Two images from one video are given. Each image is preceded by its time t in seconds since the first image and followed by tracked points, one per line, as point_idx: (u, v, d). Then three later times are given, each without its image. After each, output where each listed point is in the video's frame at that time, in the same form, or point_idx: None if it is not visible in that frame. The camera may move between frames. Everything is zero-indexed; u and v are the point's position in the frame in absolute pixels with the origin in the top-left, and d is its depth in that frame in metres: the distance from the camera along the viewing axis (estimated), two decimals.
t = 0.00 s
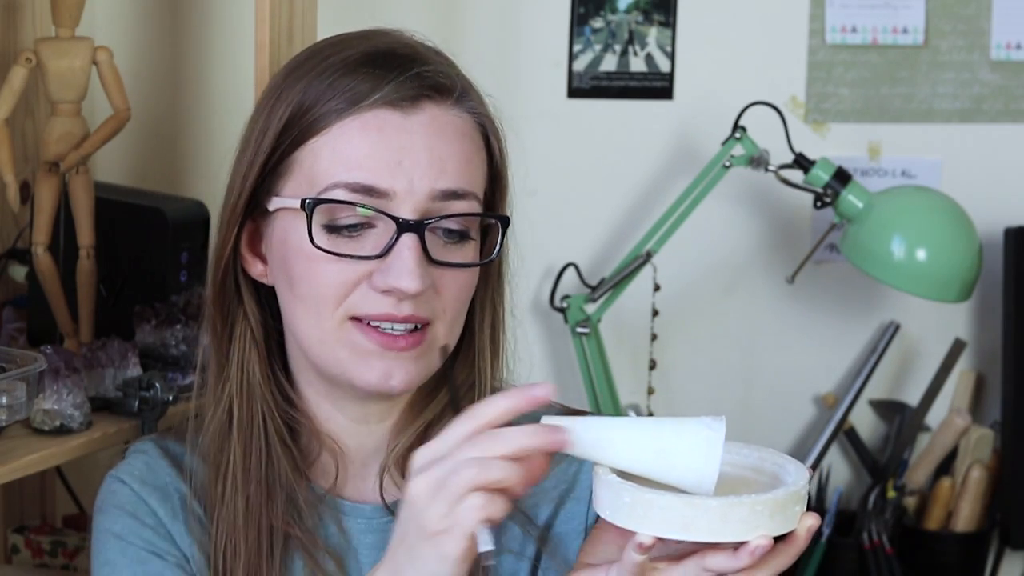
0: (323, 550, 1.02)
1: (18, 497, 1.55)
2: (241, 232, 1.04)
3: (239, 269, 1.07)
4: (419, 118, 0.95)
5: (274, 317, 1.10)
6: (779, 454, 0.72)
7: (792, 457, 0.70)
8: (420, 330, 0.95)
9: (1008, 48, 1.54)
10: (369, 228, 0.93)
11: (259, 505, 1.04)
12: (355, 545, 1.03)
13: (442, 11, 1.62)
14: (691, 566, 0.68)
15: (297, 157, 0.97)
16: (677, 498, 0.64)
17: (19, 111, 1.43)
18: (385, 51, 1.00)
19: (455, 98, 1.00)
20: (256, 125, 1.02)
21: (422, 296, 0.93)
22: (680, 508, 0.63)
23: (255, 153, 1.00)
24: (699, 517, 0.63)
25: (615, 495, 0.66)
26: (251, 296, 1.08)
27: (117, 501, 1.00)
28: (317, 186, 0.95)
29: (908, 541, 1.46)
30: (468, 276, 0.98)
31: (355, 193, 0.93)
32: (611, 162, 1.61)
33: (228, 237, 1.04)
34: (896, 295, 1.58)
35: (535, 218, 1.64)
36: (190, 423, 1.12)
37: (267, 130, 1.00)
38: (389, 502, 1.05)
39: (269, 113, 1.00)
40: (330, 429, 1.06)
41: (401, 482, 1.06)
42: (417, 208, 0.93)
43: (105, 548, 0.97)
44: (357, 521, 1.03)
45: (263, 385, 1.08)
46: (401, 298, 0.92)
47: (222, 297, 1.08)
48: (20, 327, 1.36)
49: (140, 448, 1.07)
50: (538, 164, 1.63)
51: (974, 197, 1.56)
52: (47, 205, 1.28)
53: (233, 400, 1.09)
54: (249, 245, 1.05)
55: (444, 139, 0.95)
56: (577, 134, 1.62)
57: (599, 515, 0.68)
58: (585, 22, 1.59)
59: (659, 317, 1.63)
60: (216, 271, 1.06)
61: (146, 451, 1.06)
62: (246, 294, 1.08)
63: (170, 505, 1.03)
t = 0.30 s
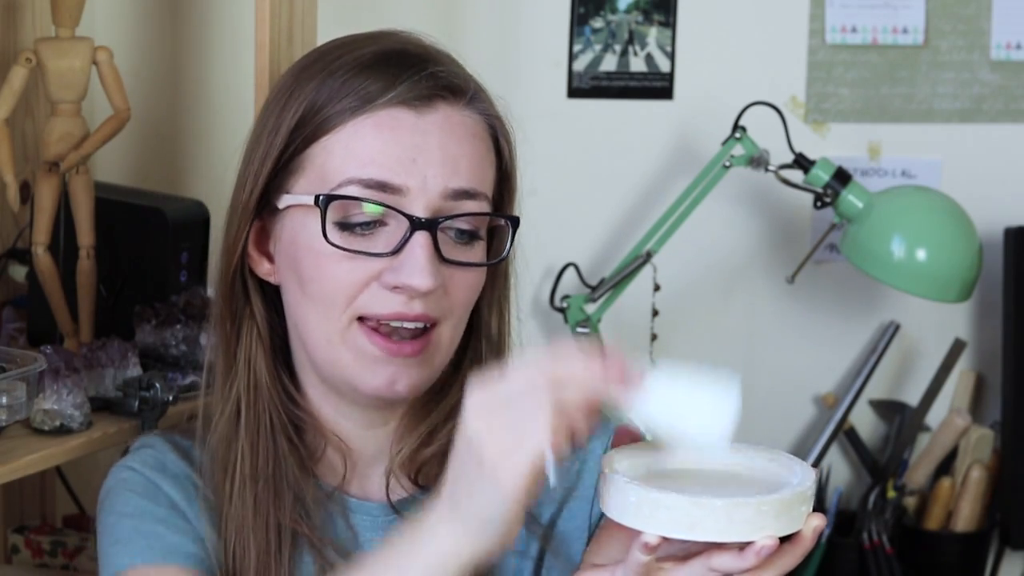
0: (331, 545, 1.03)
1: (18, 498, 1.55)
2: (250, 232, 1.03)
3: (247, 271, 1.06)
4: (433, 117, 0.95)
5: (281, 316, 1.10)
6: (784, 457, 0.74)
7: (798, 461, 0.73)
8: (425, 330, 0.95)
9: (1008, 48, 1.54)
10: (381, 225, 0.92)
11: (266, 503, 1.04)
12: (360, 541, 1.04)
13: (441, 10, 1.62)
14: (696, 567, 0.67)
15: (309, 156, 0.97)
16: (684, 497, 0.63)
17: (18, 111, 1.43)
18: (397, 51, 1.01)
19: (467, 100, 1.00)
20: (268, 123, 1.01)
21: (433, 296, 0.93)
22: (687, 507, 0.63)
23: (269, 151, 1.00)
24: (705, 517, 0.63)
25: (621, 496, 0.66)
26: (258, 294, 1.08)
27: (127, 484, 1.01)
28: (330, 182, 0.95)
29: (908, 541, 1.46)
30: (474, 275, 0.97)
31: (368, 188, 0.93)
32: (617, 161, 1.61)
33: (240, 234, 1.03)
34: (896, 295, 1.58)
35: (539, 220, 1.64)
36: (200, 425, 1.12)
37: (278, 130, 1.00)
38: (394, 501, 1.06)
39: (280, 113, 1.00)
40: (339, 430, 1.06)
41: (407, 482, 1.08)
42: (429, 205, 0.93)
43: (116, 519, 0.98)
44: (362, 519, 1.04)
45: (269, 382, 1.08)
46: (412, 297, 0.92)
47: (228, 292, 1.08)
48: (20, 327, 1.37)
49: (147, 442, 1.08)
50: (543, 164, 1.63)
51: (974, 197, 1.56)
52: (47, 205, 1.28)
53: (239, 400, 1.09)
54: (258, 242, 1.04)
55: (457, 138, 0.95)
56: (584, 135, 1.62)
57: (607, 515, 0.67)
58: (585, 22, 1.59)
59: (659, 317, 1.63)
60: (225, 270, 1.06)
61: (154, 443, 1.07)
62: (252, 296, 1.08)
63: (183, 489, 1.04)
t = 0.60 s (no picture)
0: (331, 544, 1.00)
1: (17, 498, 1.55)
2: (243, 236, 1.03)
3: (242, 271, 1.06)
4: (425, 121, 0.94)
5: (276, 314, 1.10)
6: (777, 451, 0.71)
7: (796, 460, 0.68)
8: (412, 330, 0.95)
9: (1008, 48, 1.54)
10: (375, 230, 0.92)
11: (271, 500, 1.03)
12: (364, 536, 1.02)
13: (441, 10, 1.62)
14: (696, 567, 0.65)
15: (301, 160, 0.97)
16: (682, 499, 0.61)
17: (19, 111, 1.43)
18: (390, 54, 1.00)
19: (459, 101, 0.99)
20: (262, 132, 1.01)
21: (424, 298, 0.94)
22: (686, 509, 0.61)
23: (263, 158, 0.99)
24: (706, 519, 0.61)
25: (619, 498, 0.64)
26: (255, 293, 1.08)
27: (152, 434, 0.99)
28: (323, 188, 0.94)
29: (908, 541, 1.46)
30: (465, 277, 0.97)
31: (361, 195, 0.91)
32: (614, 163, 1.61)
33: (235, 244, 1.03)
34: (896, 295, 1.58)
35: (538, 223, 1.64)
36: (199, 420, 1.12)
37: (271, 133, 1.00)
38: (394, 495, 1.04)
39: (274, 116, 1.00)
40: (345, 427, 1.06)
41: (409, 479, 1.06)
42: (422, 210, 0.92)
43: (143, 445, 0.96)
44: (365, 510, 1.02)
45: (270, 380, 1.09)
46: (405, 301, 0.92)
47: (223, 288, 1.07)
48: (20, 327, 1.37)
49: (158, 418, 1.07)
50: (541, 167, 1.63)
51: (974, 197, 1.56)
52: (47, 204, 1.28)
53: (239, 403, 1.08)
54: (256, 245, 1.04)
55: (450, 142, 0.94)
56: (581, 137, 1.61)
57: (604, 517, 0.65)
58: (585, 22, 1.59)
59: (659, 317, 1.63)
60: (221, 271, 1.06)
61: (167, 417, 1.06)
62: (251, 296, 1.08)
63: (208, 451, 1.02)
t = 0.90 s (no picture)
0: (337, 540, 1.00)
1: (17, 498, 1.55)
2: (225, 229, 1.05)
3: (241, 270, 1.07)
4: (396, 121, 0.94)
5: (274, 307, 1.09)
6: (778, 450, 0.70)
7: (792, 456, 0.68)
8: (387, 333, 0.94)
9: (1008, 48, 1.54)
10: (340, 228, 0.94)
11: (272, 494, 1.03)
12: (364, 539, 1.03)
13: (442, 10, 1.62)
14: (692, 567, 0.65)
15: (278, 157, 0.98)
16: (680, 499, 0.61)
17: (18, 111, 1.43)
18: (375, 52, 1.00)
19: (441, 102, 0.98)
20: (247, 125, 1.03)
21: (391, 299, 0.93)
22: (685, 508, 0.61)
23: (241, 152, 1.01)
24: (704, 518, 0.61)
25: (617, 498, 0.64)
26: (254, 288, 1.08)
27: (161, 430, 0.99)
28: (292, 185, 0.96)
29: (908, 541, 1.46)
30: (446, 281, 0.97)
31: (326, 193, 0.93)
32: (606, 161, 1.61)
33: (213, 234, 1.05)
34: (896, 295, 1.58)
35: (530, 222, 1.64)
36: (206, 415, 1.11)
37: (252, 129, 1.01)
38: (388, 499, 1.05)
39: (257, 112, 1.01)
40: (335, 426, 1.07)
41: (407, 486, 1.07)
42: (388, 211, 0.92)
43: (141, 441, 0.96)
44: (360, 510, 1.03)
45: (270, 375, 1.08)
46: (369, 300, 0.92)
47: (220, 280, 1.07)
48: (20, 327, 1.37)
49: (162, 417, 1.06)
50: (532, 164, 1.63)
51: (974, 197, 1.56)
52: (47, 204, 1.28)
53: (237, 391, 1.08)
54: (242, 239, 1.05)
55: (423, 143, 0.94)
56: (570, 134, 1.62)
57: (600, 516, 0.65)
58: (585, 22, 1.59)
59: (659, 317, 1.63)
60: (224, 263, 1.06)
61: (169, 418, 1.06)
62: (247, 291, 1.08)
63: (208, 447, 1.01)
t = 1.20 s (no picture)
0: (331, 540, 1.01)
1: (17, 498, 1.55)
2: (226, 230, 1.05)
3: (238, 270, 1.07)
4: (396, 123, 0.94)
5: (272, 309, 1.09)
6: (781, 445, 0.71)
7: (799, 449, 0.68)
8: (393, 330, 0.96)
9: (1008, 48, 1.54)
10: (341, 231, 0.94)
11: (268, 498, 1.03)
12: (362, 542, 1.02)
13: (442, 10, 1.62)
14: (698, 556, 0.66)
15: (277, 158, 0.98)
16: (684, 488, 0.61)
17: (19, 111, 1.43)
18: (374, 53, 1.00)
19: (440, 104, 0.98)
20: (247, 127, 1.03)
21: (393, 299, 0.94)
22: (688, 498, 0.61)
23: (240, 153, 1.01)
24: (707, 507, 0.61)
25: (620, 486, 0.63)
26: (250, 288, 1.08)
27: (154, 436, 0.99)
28: (291, 186, 0.96)
29: (908, 541, 1.46)
30: (447, 282, 0.97)
31: (326, 195, 0.93)
32: (606, 162, 1.61)
33: (211, 236, 1.05)
34: (896, 295, 1.58)
35: (530, 222, 1.64)
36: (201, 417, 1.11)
37: (252, 130, 1.01)
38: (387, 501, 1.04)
39: (257, 112, 1.01)
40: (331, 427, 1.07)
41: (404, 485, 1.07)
42: (388, 213, 0.92)
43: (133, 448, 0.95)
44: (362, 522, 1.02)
45: (266, 376, 1.08)
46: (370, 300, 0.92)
47: (217, 280, 1.07)
48: (20, 327, 1.37)
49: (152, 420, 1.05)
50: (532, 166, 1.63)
51: (974, 197, 1.56)
52: (47, 204, 1.28)
53: (231, 399, 1.08)
54: (242, 239, 1.05)
55: (423, 145, 0.94)
56: (570, 134, 1.62)
57: (604, 507, 0.65)
58: (585, 22, 1.59)
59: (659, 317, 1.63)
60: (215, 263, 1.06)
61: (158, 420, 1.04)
62: (244, 292, 1.08)
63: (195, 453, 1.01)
